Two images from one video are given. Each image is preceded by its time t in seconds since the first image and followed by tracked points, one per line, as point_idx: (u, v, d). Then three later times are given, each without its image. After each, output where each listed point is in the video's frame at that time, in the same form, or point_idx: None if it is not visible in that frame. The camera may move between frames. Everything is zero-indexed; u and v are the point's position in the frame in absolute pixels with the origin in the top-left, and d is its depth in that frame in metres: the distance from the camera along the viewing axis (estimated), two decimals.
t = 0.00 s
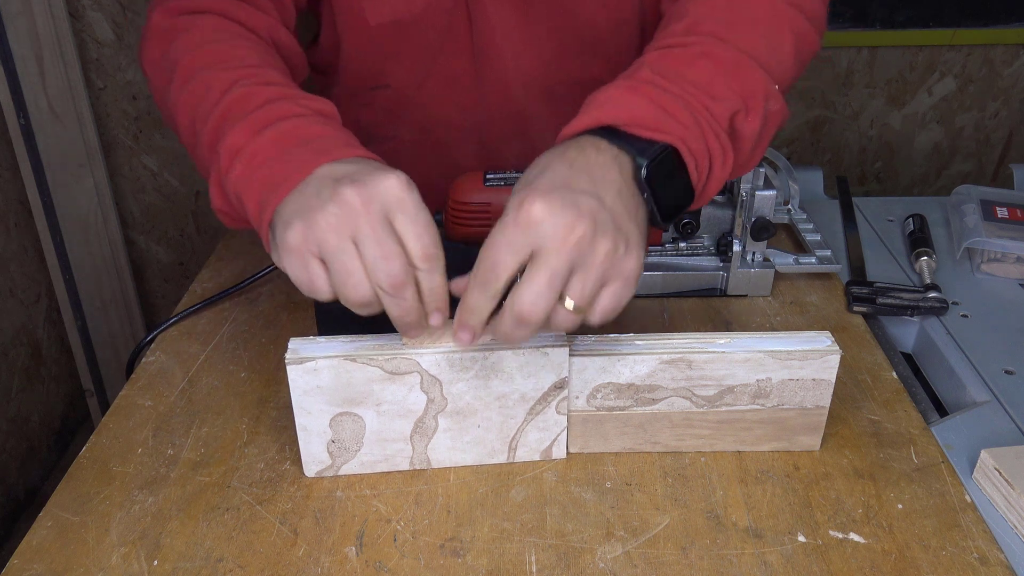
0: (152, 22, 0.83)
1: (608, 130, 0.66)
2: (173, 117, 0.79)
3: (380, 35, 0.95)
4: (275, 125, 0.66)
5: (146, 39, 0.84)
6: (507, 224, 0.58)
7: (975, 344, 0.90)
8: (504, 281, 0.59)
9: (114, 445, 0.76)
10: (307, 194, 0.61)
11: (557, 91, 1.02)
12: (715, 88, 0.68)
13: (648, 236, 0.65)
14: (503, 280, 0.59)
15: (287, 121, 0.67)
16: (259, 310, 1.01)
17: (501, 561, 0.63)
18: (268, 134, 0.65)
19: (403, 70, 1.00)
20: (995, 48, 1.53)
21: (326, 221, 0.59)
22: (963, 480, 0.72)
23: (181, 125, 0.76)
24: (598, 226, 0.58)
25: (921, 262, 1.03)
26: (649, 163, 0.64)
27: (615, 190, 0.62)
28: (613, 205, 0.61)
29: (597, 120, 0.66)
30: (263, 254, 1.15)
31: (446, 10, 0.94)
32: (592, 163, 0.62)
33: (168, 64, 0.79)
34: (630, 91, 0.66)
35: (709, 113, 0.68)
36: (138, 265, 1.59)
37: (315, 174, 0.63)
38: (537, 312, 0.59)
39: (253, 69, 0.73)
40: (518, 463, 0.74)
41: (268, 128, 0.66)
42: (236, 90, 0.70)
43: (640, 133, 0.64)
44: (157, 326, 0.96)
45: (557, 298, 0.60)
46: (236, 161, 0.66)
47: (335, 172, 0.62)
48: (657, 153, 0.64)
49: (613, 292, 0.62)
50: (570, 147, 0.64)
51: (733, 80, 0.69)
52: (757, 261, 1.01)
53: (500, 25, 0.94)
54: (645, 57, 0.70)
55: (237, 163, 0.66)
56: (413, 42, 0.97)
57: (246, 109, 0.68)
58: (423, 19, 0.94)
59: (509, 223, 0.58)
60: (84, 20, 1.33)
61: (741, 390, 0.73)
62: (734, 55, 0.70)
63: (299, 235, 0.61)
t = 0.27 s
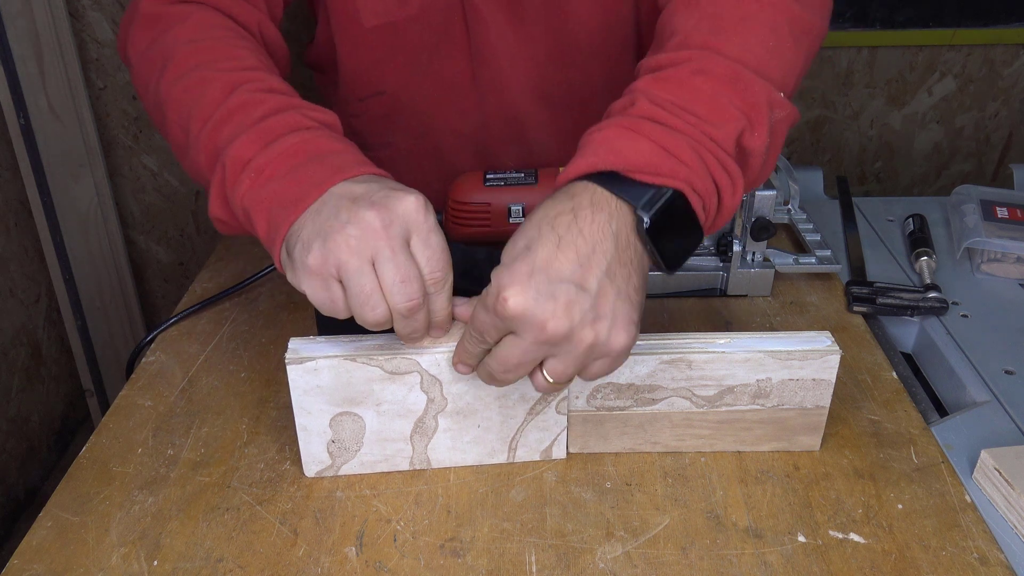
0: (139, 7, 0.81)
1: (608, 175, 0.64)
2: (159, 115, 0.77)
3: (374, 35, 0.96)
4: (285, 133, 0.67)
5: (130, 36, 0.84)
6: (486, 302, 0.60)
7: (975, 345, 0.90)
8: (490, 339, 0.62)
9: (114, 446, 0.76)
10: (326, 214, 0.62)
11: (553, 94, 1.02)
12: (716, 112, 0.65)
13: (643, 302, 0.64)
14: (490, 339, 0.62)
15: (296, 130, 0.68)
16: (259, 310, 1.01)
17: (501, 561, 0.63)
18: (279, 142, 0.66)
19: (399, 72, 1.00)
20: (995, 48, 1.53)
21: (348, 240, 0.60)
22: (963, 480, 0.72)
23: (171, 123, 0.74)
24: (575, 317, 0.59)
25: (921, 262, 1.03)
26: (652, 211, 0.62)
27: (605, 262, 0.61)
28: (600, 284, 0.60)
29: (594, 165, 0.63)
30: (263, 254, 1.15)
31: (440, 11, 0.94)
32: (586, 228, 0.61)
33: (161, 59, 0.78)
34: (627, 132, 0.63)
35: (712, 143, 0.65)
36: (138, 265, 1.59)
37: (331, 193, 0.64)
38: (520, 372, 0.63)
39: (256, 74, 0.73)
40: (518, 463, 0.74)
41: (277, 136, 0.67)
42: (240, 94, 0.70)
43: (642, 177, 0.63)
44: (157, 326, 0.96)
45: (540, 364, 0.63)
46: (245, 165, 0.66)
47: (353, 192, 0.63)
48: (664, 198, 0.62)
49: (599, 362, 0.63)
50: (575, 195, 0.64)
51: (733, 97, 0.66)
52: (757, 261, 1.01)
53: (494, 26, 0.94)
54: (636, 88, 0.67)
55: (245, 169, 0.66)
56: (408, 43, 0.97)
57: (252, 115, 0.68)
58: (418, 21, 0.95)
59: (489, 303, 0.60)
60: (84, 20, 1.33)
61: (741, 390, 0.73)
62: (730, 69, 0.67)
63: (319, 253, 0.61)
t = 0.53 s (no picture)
0: None
1: (599, 189, 0.64)
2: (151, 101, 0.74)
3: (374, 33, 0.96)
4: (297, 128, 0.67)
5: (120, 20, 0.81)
6: (473, 308, 0.61)
7: (975, 345, 0.90)
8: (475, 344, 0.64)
9: (114, 446, 0.76)
10: (341, 208, 0.62)
11: (553, 95, 1.02)
12: (708, 123, 0.65)
13: (627, 321, 0.64)
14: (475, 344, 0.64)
15: (307, 126, 0.67)
16: (259, 310, 1.01)
17: (501, 561, 0.63)
18: (291, 139, 0.66)
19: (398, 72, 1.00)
20: (995, 48, 1.53)
21: (366, 236, 0.60)
22: (964, 480, 0.72)
23: (169, 112, 0.72)
24: (558, 332, 0.59)
25: (921, 262, 1.03)
26: (642, 227, 0.62)
27: (591, 279, 0.61)
28: (587, 301, 0.60)
29: (585, 181, 0.64)
30: (263, 254, 1.16)
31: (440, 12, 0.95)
32: (577, 242, 0.61)
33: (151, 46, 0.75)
34: (616, 147, 0.63)
35: (704, 153, 0.64)
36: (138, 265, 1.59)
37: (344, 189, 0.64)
38: (501, 379, 0.64)
39: (261, 65, 0.72)
40: (518, 463, 0.74)
41: (289, 132, 0.67)
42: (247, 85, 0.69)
43: (631, 193, 0.62)
44: (157, 326, 0.96)
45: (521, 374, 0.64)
46: (258, 161, 0.66)
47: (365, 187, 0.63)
48: (654, 213, 0.62)
49: (578, 376, 0.64)
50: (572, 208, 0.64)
51: (726, 104, 0.65)
52: (757, 261, 1.01)
53: (494, 27, 0.95)
54: (628, 102, 0.67)
55: (256, 165, 0.66)
56: (407, 44, 0.98)
57: (262, 109, 0.68)
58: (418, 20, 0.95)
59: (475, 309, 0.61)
60: (84, 20, 1.33)
61: (741, 390, 0.73)
62: (722, 75, 0.66)
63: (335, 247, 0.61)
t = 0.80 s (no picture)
0: None
1: (611, 212, 0.63)
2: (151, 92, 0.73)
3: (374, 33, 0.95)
4: (309, 128, 0.67)
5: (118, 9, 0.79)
6: (487, 327, 0.61)
7: (975, 345, 0.90)
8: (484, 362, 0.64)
9: (114, 446, 0.76)
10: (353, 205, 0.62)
11: (553, 96, 1.02)
12: (720, 145, 0.64)
13: (637, 344, 0.64)
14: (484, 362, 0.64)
15: (318, 126, 0.68)
16: (259, 310, 1.01)
17: (501, 561, 0.63)
18: (303, 138, 0.66)
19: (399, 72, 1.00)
20: (995, 48, 1.53)
21: (377, 233, 0.60)
22: (963, 480, 0.72)
23: (172, 105, 0.71)
24: (570, 356, 0.59)
25: (921, 262, 1.03)
26: (652, 251, 0.61)
27: (605, 303, 0.60)
28: (601, 325, 0.60)
29: (596, 204, 0.63)
30: (264, 254, 1.16)
31: (439, 14, 0.95)
32: (593, 264, 0.61)
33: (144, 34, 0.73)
34: (627, 170, 0.63)
35: (717, 177, 0.64)
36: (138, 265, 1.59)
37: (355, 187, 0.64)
38: (510, 398, 0.64)
39: (269, 62, 0.72)
40: (518, 463, 0.74)
41: (300, 132, 0.67)
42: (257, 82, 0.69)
43: (642, 217, 0.62)
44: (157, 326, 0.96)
45: (530, 394, 0.64)
46: (269, 159, 0.66)
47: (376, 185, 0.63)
48: (666, 238, 0.62)
49: (586, 397, 0.64)
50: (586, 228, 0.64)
51: (739, 126, 0.65)
52: (757, 261, 1.01)
53: (493, 29, 0.94)
54: (640, 122, 0.66)
55: (268, 164, 0.66)
56: (407, 43, 0.97)
57: (273, 107, 0.68)
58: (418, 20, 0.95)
59: (488, 329, 0.60)
60: (84, 20, 1.33)
61: (741, 390, 0.73)
62: (735, 96, 0.65)
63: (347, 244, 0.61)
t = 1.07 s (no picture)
0: None
1: (611, 216, 0.63)
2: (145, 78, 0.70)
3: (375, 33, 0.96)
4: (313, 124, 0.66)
5: None
6: (479, 324, 0.61)
7: (975, 345, 0.90)
8: (477, 359, 0.64)
9: (114, 446, 0.76)
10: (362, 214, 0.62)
11: (553, 95, 1.02)
12: (725, 154, 0.64)
13: (629, 349, 0.64)
14: (477, 359, 0.64)
15: (323, 122, 0.67)
16: (259, 310, 1.01)
17: (501, 561, 0.63)
18: (307, 136, 0.65)
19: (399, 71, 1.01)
20: (995, 48, 1.53)
21: (387, 245, 0.61)
22: (963, 480, 0.72)
23: (168, 93, 0.69)
24: (559, 357, 0.60)
25: (921, 262, 1.03)
26: (649, 257, 0.61)
27: (598, 305, 0.61)
28: (592, 328, 0.60)
29: (596, 208, 0.63)
30: (264, 254, 1.16)
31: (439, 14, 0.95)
32: (588, 265, 0.61)
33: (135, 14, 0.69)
34: (630, 175, 0.63)
35: (719, 184, 0.64)
36: (138, 265, 1.59)
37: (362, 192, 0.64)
38: (499, 396, 0.65)
39: (270, 50, 0.70)
40: (518, 463, 0.74)
41: (304, 128, 0.66)
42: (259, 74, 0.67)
43: (642, 222, 0.62)
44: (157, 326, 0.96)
45: (519, 393, 0.64)
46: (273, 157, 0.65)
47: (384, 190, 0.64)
48: (664, 244, 0.61)
49: (574, 398, 0.65)
50: (586, 232, 0.64)
51: (745, 136, 0.64)
52: (757, 261, 1.01)
53: (494, 30, 0.94)
54: (647, 128, 0.66)
55: (272, 162, 0.65)
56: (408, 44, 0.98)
57: (276, 101, 0.67)
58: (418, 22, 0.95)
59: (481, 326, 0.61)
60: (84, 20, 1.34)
61: (741, 390, 0.73)
62: (743, 106, 0.65)
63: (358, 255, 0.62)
